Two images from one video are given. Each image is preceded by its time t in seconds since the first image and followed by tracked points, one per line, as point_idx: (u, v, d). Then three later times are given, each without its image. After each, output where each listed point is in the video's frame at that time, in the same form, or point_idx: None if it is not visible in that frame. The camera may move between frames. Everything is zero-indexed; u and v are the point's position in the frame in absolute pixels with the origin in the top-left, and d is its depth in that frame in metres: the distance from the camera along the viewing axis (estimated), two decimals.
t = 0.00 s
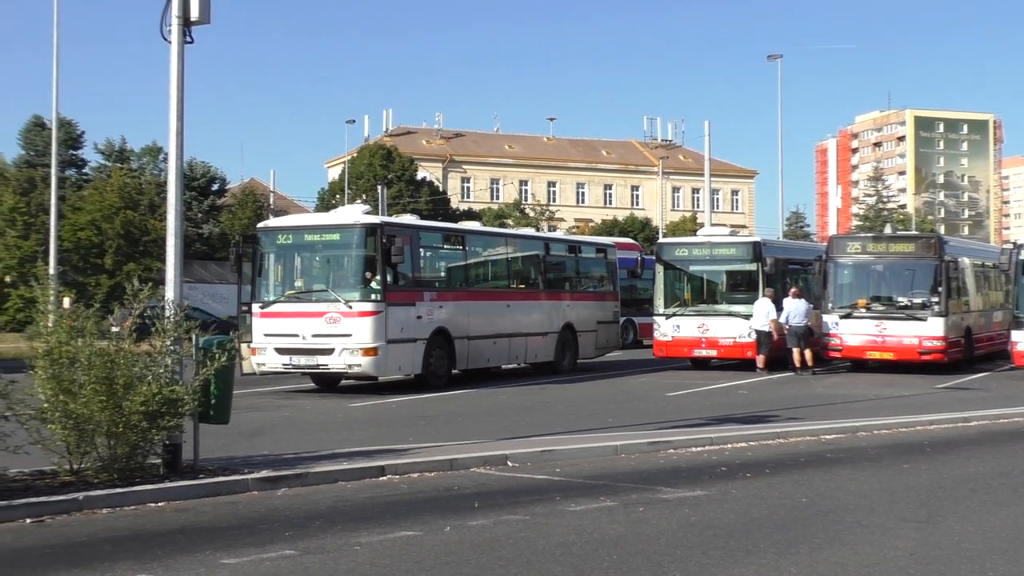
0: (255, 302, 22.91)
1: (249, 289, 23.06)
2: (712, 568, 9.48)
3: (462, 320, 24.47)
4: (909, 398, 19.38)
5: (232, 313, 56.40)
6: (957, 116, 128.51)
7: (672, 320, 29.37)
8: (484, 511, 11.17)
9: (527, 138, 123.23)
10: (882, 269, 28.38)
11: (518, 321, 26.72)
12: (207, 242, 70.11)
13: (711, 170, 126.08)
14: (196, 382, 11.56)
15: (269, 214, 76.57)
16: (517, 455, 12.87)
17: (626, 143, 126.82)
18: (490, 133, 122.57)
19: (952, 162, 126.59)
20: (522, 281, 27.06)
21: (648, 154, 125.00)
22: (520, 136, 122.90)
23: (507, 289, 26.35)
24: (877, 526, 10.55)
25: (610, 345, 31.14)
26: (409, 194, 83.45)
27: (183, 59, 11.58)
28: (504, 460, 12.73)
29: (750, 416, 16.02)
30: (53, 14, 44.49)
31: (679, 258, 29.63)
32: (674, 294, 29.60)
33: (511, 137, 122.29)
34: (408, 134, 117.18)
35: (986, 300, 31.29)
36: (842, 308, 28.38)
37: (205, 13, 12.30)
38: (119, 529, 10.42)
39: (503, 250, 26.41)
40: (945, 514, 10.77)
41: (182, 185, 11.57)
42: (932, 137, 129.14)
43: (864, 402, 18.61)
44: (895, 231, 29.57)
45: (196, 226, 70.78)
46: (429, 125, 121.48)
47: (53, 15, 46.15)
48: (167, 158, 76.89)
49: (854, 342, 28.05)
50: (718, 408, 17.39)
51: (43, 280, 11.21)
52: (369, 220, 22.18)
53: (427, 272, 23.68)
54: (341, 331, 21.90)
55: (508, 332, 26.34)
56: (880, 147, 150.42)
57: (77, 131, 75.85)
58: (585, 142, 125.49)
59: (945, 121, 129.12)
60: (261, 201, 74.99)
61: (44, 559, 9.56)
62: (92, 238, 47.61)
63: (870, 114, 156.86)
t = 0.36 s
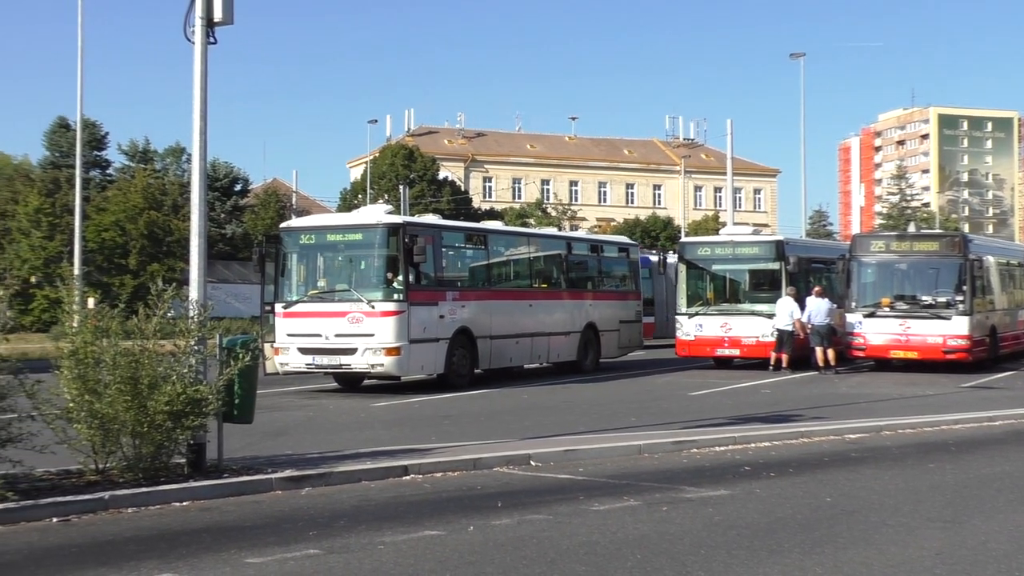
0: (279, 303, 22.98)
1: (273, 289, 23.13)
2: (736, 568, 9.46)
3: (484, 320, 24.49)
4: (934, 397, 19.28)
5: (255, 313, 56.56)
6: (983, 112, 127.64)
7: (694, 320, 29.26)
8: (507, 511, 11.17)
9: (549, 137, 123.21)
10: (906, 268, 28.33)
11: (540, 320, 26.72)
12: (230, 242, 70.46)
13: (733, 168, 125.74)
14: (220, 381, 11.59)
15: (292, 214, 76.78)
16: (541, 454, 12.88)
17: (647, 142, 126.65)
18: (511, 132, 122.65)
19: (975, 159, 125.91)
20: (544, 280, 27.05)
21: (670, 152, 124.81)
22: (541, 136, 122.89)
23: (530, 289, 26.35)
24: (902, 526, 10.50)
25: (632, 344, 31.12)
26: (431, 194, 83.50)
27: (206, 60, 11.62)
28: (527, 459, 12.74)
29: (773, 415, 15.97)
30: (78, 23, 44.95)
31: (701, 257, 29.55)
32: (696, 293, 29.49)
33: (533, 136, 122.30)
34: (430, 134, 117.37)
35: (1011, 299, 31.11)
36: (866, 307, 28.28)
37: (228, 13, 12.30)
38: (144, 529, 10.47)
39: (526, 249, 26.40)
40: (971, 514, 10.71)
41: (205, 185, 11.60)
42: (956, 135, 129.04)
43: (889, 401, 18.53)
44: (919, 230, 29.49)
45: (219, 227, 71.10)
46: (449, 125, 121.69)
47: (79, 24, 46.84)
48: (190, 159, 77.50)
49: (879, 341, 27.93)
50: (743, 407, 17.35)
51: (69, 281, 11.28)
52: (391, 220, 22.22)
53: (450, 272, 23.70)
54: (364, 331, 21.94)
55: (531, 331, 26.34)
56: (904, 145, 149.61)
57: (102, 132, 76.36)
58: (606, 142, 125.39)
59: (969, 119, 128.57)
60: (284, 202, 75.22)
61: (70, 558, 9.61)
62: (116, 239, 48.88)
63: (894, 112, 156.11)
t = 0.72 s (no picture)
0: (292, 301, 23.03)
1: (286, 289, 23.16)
2: (750, 568, 9.45)
3: (497, 319, 24.50)
4: (949, 396, 19.22)
5: (269, 313, 56.64)
6: (996, 112, 127.46)
7: (708, 319, 29.17)
8: (521, 511, 11.17)
9: (562, 136, 123.15)
10: (920, 267, 28.28)
11: (553, 320, 26.72)
12: (243, 242, 70.59)
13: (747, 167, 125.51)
14: (233, 381, 11.62)
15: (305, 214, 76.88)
16: (554, 454, 12.87)
17: (660, 141, 126.55)
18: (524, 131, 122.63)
19: (989, 158, 125.44)
20: (557, 280, 27.06)
21: (683, 152, 124.68)
22: (554, 135, 122.84)
23: (543, 288, 26.36)
24: (917, 526, 10.47)
25: (644, 344, 31.09)
26: (444, 193, 83.51)
27: (220, 61, 11.62)
28: (541, 459, 12.74)
29: (786, 414, 15.95)
30: (92, 25, 44.98)
31: (714, 257, 29.51)
32: (709, 293, 29.39)
33: (546, 136, 122.25)
34: (443, 134, 117.42)
35: None
36: (880, 306, 28.26)
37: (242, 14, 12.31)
38: (158, 528, 10.50)
39: (539, 249, 26.40)
40: (986, 515, 10.67)
41: (218, 184, 11.62)
42: (971, 134, 129.33)
43: (903, 401, 18.48)
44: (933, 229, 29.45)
45: (232, 226, 71.25)
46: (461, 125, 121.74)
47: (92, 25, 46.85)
48: (203, 160, 77.84)
49: (892, 340, 27.88)
50: (756, 407, 17.32)
51: (83, 281, 11.32)
52: (404, 220, 22.23)
53: (462, 271, 23.71)
54: (377, 331, 21.96)
55: (544, 331, 26.34)
56: (918, 144, 149.13)
57: (116, 133, 76.58)
58: (619, 141, 125.25)
59: (983, 118, 128.36)
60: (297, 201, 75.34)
61: (85, 556, 9.65)
62: (131, 238, 48.98)
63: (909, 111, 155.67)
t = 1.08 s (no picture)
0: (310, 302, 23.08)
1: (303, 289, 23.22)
2: (769, 568, 9.43)
3: (514, 319, 24.51)
4: (968, 397, 19.14)
5: (286, 312, 56.72)
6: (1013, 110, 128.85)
7: (725, 319, 29.16)
8: (538, 510, 11.16)
9: (579, 136, 123.12)
10: (938, 267, 28.21)
11: (570, 320, 26.72)
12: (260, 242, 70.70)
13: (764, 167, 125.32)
14: (251, 380, 11.65)
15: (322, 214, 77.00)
16: (570, 454, 12.86)
17: (676, 141, 126.43)
18: (540, 130, 122.67)
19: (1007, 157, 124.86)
20: (574, 280, 27.05)
21: (700, 152, 124.48)
22: (571, 135, 122.76)
23: (560, 288, 26.35)
24: (936, 527, 10.43)
25: (661, 344, 31.05)
26: (460, 193, 83.51)
27: (238, 60, 11.66)
28: (558, 459, 12.73)
29: (804, 415, 15.91)
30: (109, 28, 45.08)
31: (732, 257, 29.42)
32: (726, 292, 29.35)
33: (562, 136, 122.20)
34: (460, 133, 117.45)
35: None
36: (898, 306, 28.20)
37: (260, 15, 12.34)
38: (177, 526, 10.54)
39: (556, 249, 26.41)
40: (1006, 516, 10.61)
41: (237, 184, 11.64)
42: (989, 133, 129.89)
43: (922, 401, 18.42)
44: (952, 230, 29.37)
45: (249, 226, 71.41)
46: (476, 125, 121.82)
47: (112, 26, 47.11)
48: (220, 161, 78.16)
49: (910, 340, 27.82)
50: (774, 407, 17.28)
51: (103, 280, 11.42)
52: (421, 220, 22.27)
53: (479, 271, 23.73)
54: (394, 330, 21.98)
55: (561, 331, 26.34)
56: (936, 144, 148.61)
57: (134, 133, 76.88)
58: (636, 141, 125.11)
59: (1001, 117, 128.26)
60: (315, 200, 75.49)
61: (105, 554, 9.68)
62: (148, 238, 49.14)
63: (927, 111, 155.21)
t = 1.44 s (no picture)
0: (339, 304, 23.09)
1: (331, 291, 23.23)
2: (798, 570, 9.42)
3: (541, 320, 24.51)
4: (998, 399, 19.02)
5: (313, 313, 56.90)
6: None
7: (752, 319, 29.08)
8: (566, 511, 11.16)
9: (603, 136, 123.05)
10: (967, 268, 28.22)
11: (597, 320, 26.70)
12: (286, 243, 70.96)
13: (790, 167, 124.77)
14: (279, 381, 11.70)
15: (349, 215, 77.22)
16: (598, 454, 12.86)
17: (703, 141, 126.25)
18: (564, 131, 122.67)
19: None
20: (601, 280, 27.03)
21: (727, 152, 124.21)
22: (597, 136, 122.70)
23: (586, 288, 26.34)
24: (967, 529, 10.38)
25: (688, 345, 31.01)
26: (486, 193, 83.55)
27: (266, 60, 11.69)
28: (585, 459, 12.73)
29: (832, 416, 15.86)
30: (139, 31, 45.42)
31: (758, 257, 29.49)
32: (753, 293, 29.32)
33: (587, 136, 122.16)
34: (485, 134, 117.63)
35: None
36: (926, 307, 28.03)
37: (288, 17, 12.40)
38: (206, 526, 10.58)
39: (582, 249, 26.39)
40: None
41: (264, 184, 11.67)
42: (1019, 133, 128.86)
43: (951, 403, 18.33)
44: (981, 230, 29.32)
45: (276, 227, 71.67)
46: (499, 125, 121.96)
47: (143, 30, 47.49)
48: (246, 162, 78.62)
49: (939, 341, 27.63)
50: (802, 408, 17.23)
51: (132, 281, 11.53)
52: (448, 220, 22.29)
53: (506, 272, 23.74)
54: (420, 331, 22.01)
55: (587, 332, 26.33)
56: (963, 143, 147.66)
57: (162, 134, 77.50)
58: (662, 142, 124.97)
59: None
60: (341, 200, 75.70)
61: (135, 554, 9.73)
62: (175, 239, 49.45)
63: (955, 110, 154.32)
